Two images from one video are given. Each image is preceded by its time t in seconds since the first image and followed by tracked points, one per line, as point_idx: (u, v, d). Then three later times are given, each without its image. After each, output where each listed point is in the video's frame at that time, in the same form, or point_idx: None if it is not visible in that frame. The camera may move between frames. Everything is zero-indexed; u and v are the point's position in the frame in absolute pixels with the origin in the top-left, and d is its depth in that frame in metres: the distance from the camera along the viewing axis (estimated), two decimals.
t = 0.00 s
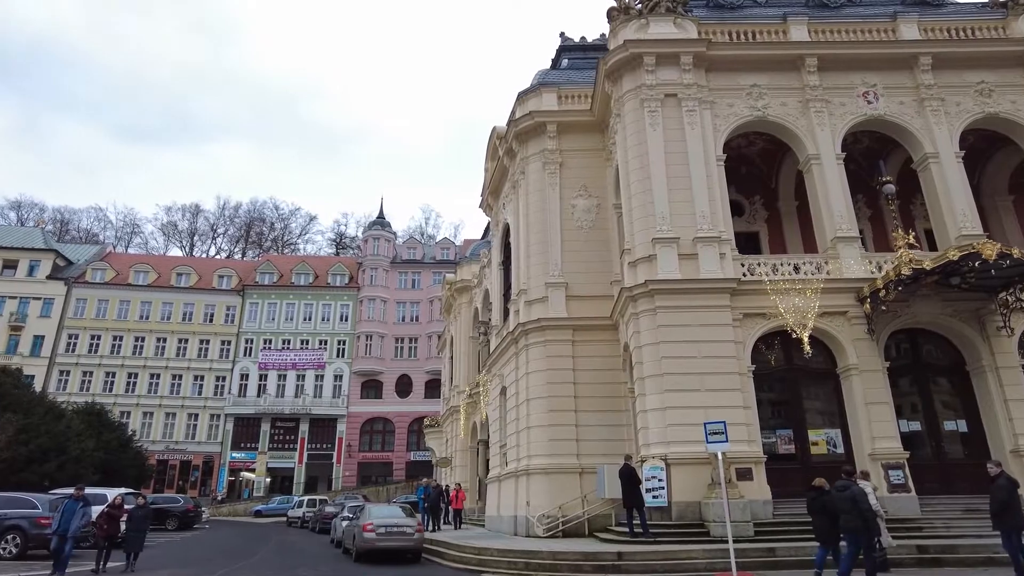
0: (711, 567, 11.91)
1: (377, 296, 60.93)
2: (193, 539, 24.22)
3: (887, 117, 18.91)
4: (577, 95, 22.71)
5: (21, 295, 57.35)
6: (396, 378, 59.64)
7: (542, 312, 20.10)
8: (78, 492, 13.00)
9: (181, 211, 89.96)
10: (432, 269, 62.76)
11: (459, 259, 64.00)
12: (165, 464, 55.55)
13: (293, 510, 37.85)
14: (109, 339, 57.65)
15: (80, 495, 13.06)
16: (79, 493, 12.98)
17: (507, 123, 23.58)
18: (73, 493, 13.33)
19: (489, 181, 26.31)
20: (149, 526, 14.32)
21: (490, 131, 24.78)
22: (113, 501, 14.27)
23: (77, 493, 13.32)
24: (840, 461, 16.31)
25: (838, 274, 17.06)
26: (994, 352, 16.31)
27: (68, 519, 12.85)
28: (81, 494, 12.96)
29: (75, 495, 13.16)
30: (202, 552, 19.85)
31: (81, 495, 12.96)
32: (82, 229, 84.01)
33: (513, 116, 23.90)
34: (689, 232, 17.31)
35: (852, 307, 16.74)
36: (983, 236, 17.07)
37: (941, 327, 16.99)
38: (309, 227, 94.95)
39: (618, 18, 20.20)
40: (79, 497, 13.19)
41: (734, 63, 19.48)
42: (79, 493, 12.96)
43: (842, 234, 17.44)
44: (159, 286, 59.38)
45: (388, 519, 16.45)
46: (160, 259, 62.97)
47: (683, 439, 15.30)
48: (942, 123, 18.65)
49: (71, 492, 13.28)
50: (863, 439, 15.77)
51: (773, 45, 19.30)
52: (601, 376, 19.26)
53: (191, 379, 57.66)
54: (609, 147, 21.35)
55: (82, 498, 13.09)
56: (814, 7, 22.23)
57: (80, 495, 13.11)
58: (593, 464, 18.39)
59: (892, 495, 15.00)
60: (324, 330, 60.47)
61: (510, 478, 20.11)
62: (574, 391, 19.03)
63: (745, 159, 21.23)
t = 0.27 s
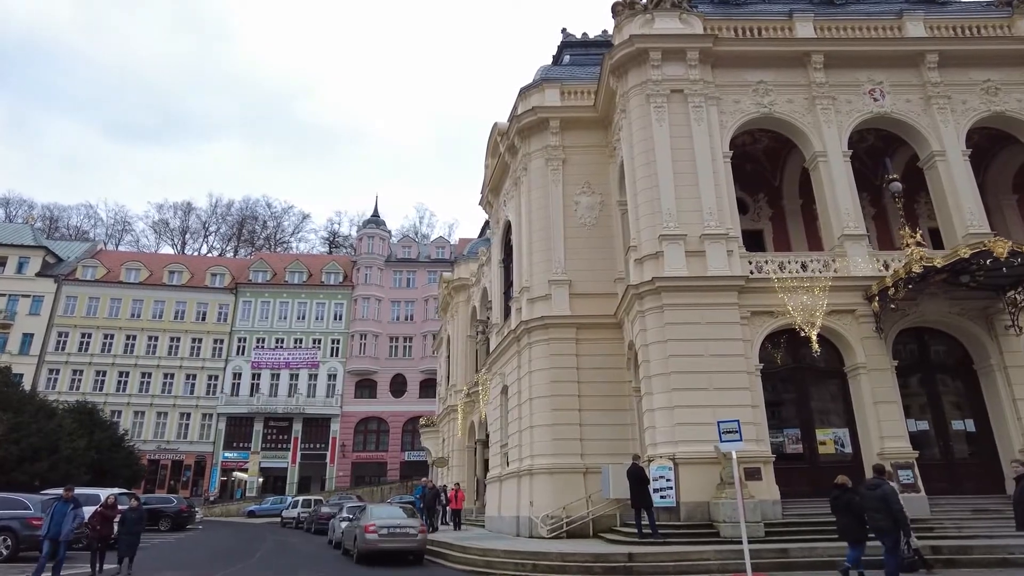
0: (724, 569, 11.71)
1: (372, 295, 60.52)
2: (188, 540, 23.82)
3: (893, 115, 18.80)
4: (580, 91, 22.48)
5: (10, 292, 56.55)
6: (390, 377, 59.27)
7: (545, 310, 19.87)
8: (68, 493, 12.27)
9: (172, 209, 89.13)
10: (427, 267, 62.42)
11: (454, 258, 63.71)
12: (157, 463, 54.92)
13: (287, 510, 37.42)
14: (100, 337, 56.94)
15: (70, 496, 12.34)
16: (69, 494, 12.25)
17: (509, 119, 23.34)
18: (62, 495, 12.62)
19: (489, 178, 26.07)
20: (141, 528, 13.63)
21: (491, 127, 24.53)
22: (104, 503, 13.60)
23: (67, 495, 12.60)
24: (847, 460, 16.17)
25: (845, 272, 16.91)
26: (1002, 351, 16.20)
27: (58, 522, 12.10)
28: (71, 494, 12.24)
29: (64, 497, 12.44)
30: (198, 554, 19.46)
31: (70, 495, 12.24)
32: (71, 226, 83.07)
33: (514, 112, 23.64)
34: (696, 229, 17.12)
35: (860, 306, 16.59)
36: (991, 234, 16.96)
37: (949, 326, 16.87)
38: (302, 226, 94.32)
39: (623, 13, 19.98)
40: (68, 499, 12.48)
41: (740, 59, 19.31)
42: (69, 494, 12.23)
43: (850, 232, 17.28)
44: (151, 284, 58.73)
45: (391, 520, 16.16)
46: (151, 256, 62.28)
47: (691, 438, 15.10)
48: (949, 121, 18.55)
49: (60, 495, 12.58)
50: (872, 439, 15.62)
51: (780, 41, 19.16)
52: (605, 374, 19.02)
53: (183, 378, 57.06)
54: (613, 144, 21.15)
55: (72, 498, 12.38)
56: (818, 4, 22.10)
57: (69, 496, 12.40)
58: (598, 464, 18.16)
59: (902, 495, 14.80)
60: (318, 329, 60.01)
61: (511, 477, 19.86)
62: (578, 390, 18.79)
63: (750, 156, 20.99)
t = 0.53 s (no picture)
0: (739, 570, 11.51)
1: (368, 294, 60.16)
2: (186, 541, 23.48)
3: (902, 113, 18.66)
4: (585, 88, 22.27)
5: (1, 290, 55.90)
6: (387, 377, 58.94)
7: (550, 309, 19.65)
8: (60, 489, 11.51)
9: (166, 207, 88.44)
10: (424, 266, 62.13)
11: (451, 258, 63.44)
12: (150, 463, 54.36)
13: (284, 511, 37.04)
14: (93, 335, 56.35)
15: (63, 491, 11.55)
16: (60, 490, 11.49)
17: (512, 116, 23.10)
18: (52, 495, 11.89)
19: (492, 175, 25.83)
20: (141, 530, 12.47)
21: (494, 124, 24.28)
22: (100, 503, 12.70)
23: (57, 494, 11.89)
24: (858, 461, 16.02)
25: (856, 271, 16.75)
26: (1013, 351, 16.07)
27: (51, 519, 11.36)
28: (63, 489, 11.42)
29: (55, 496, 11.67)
30: (197, 555, 19.11)
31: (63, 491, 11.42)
32: (63, 225, 82.27)
33: (518, 109, 23.41)
34: (706, 226, 16.94)
35: (870, 305, 16.44)
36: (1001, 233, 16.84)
37: (959, 326, 16.74)
38: (297, 225, 93.80)
39: (630, 9, 19.78)
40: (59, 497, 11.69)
41: (748, 56, 19.14)
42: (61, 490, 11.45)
43: (860, 231, 17.12)
44: (145, 282, 58.18)
45: (396, 521, 15.88)
46: (145, 254, 61.70)
47: (701, 439, 14.90)
48: (958, 119, 18.43)
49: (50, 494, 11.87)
50: (883, 439, 15.47)
51: (788, 38, 19.01)
52: (612, 373, 18.81)
53: (177, 377, 56.54)
54: (619, 141, 20.94)
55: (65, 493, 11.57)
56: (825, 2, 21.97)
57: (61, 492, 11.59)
58: (604, 464, 17.93)
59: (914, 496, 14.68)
60: (314, 328, 59.61)
61: (516, 478, 19.60)
62: (584, 389, 18.56)
63: (757, 154, 20.85)
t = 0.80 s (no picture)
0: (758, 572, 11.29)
1: (367, 294, 59.82)
2: (186, 542, 23.16)
3: (914, 110, 18.48)
4: (592, 84, 22.05)
5: None
6: (386, 377, 58.62)
7: (558, 307, 19.41)
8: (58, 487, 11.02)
9: (163, 206, 87.94)
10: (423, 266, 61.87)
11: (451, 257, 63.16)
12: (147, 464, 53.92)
13: (283, 512, 36.71)
14: (90, 335, 55.90)
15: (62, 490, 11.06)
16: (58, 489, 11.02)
17: (519, 113, 22.85)
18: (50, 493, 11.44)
19: (497, 172, 25.60)
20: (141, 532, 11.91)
21: (500, 120, 24.03)
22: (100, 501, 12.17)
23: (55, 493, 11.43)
24: (872, 461, 15.83)
25: (869, 269, 16.55)
26: None
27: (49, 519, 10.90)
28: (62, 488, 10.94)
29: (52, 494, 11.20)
30: (198, 557, 18.81)
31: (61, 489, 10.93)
32: (59, 223, 81.70)
33: (524, 105, 23.18)
34: (718, 223, 16.75)
35: (884, 303, 16.24)
36: (1016, 231, 16.66)
37: (973, 325, 16.55)
38: (295, 224, 93.40)
39: (639, 4, 19.59)
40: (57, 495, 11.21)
41: (758, 52, 18.95)
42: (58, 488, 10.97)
43: (872, 229, 16.92)
44: (142, 281, 57.76)
45: (403, 522, 15.59)
46: (143, 253, 61.26)
47: (714, 438, 14.68)
48: (971, 117, 18.27)
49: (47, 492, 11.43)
50: (898, 439, 15.26)
51: (799, 34, 18.82)
52: (620, 372, 18.56)
53: (174, 377, 56.12)
54: (627, 137, 20.74)
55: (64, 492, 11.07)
56: None
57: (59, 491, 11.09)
58: (614, 465, 17.68)
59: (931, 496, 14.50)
60: (312, 328, 59.26)
61: (523, 478, 19.35)
62: (593, 389, 18.32)
63: (766, 152, 20.73)
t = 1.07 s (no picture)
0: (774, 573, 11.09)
1: (363, 293, 59.46)
2: (182, 542, 22.82)
3: (922, 108, 18.37)
4: (596, 80, 21.86)
5: None
6: (382, 377, 58.26)
7: (563, 305, 19.20)
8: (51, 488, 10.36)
9: (156, 204, 87.25)
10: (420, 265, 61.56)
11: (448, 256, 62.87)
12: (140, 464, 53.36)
13: (279, 511, 36.36)
14: (82, 333, 55.31)
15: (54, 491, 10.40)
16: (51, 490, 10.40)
17: (522, 109, 22.63)
18: (48, 494, 10.91)
19: (498, 169, 25.38)
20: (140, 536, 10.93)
21: (502, 116, 23.78)
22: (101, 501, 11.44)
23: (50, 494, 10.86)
24: (881, 460, 15.68)
25: (878, 267, 16.41)
26: None
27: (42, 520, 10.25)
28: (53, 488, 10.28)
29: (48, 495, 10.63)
30: (196, 558, 18.49)
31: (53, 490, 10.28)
32: (51, 221, 80.94)
33: (527, 101, 22.96)
34: (726, 220, 16.59)
35: (893, 301, 16.11)
36: None
37: (982, 323, 16.45)
38: (290, 223, 92.88)
39: None
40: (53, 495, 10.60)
41: (766, 49, 18.81)
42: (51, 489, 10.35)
43: (882, 226, 16.78)
44: (136, 279, 57.21)
45: (408, 522, 15.31)
46: (136, 251, 60.69)
47: (724, 437, 14.52)
48: (979, 115, 18.18)
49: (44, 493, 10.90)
50: (908, 438, 15.12)
51: (807, 31, 18.68)
52: (626, 371, 18.35)
53: (168, 376, 55.60)
54: (632, 134, 20.54)
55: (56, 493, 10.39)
56: None
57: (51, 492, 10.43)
58: (620, 464, 17.45)
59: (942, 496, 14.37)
60: (307, 327, 58.83)
61: (527, 477, 19.11)
62: (598, 387, 18.10)
63: (772, 149, 20.54)
